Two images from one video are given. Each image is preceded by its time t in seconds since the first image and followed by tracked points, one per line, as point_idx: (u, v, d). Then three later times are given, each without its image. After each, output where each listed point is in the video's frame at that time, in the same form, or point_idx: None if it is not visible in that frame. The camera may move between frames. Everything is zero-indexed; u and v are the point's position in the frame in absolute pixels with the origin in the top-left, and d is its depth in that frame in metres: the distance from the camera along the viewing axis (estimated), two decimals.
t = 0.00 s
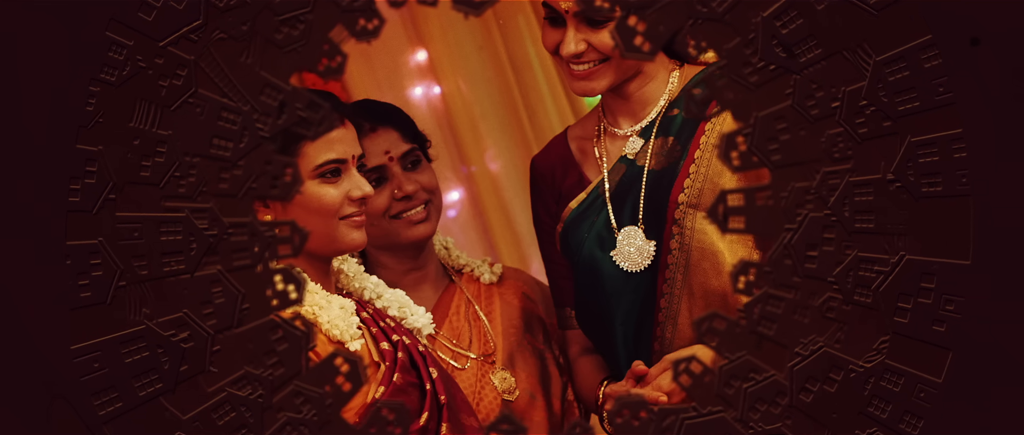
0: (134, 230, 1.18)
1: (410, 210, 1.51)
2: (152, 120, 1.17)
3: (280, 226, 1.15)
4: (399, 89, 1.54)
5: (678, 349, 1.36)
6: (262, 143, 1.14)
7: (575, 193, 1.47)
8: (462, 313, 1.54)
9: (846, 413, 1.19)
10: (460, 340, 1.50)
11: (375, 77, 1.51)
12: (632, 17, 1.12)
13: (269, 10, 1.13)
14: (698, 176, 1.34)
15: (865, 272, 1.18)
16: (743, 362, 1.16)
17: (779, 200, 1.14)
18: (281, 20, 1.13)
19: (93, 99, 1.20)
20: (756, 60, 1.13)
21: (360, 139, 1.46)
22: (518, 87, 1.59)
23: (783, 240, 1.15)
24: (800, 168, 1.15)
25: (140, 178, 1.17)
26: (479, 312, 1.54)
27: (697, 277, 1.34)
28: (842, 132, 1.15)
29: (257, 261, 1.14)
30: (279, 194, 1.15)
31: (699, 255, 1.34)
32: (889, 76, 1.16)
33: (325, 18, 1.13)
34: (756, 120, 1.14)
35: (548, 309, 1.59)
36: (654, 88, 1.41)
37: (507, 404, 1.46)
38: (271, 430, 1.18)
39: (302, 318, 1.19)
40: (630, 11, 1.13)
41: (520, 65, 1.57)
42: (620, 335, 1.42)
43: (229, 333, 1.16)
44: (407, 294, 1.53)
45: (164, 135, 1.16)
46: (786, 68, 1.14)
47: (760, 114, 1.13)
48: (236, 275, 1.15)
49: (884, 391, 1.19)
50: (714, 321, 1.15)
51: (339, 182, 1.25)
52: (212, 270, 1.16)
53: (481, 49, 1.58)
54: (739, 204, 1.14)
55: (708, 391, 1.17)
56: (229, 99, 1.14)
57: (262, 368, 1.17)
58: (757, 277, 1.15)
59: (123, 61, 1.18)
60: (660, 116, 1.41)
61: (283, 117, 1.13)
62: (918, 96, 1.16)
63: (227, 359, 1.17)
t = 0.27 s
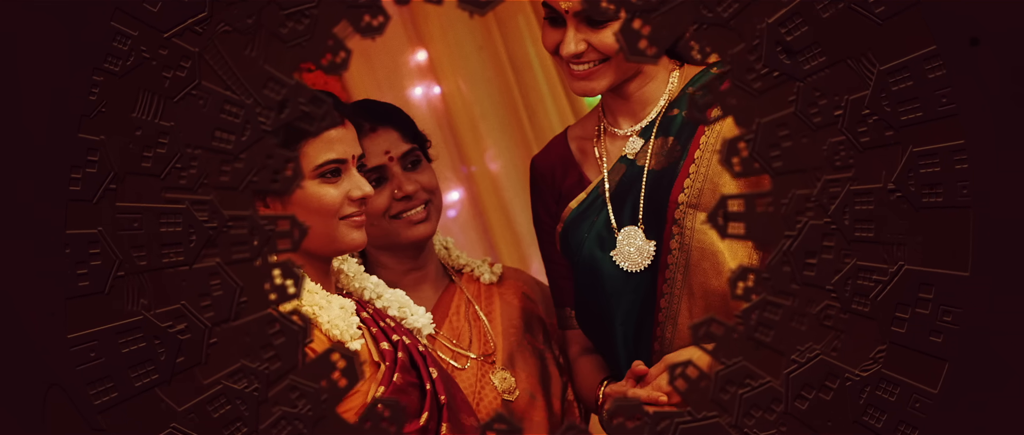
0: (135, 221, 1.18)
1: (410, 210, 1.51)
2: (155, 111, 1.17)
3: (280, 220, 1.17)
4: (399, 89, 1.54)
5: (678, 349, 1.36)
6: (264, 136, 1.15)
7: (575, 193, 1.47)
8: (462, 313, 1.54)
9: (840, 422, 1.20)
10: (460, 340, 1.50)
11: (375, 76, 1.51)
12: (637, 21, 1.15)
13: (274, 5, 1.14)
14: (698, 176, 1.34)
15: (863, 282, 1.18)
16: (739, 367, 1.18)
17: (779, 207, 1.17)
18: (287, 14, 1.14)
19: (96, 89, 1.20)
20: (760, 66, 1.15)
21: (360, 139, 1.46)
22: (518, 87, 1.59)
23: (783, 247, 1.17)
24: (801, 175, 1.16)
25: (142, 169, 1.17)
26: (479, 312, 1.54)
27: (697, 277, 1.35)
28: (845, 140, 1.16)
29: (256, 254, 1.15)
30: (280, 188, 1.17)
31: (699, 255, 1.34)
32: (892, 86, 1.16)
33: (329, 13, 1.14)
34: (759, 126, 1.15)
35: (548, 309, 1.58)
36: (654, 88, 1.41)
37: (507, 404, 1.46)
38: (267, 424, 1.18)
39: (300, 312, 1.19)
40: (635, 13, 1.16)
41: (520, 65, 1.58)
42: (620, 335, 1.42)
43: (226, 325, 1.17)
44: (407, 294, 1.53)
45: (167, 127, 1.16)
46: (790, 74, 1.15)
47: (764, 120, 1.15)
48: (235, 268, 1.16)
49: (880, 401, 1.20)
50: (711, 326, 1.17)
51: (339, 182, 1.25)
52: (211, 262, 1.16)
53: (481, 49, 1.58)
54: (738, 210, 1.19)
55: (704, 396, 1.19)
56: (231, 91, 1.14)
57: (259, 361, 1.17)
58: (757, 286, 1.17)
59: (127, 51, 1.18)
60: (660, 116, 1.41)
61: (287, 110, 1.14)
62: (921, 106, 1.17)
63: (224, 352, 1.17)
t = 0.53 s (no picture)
0: (134, 212, 1.18)
1: (410, 210, 1.51)
2: (156, 103, 1.17)
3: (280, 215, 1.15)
4: (399, 89, 1.54)
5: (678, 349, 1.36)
6: (267, 132, 1.14)
7: (575, 193, 1.47)
8: (462, 313, 1.54)
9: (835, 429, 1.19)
10: (460, 340, 1.50)
11: (375, 76, 1.51)
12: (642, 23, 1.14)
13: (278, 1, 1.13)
14: (698, 176, 1.34)
15: (861, 289, 1.18)
16: (736, 372, 1.16)
17: (779, 213, 1.14)
18: (292, 9, 1.13)
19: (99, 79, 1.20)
20: (764, 72, 1.14)
21: (360, 139, 1.46)
22: (518, 87, 1.59)
23: (782, 252, 1.15)
24: (802, 181, 1.15)
25: (142, 161, 1.17)
26: (479, 312, 1.54)
27: (697, 277, 1.35)
28: (846, 147, 1.16)
29: (255, 249, 1.14)
30: (281, 184, 1.15)
31: (699, 255, 1.34)
32: (895, 94, 1.17)
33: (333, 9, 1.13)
34: (761, 131, 1.13)
35: (548, 309, 1.58)
36: (654, 88, 1.41)
37: (507, 404, 1.46)
38: (263, 419, 1.17)
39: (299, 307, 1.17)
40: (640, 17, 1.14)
41: (520, 64, 1.58)
42: (620, 335, 1.42)
43: (223, 319, 1.16)
44: (407, 294, 1.53)
45: (168, 119, 1.16)
46: (793, 81, 1.14)
47: (765, 126, 1.13)
48: (234, 262, 1.15)
49: (875, 408, 1.20)
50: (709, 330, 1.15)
51: (339, 182, 1.25)
52: (210, 256, 1.15)
53: (481, 49, 1.58)
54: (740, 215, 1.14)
55: (700, 400, 1.18)
56: (234, 86, 1.14)
57: (256, 356, 1.16)
58: (755, 290, 1.15)
59: (131, 43, 1.18)
60: (660, 116, 1.41)
61: (290, 104, 1.13)
62: (923, 115, 1.17)
63: (220, 346, 1.17)
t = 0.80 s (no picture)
0: (134, 203, 1.20)
1: (410, 210, 1.51)
2: (159, 94, 1.18)
3: (280, 209, 1.16)
4: (399, 89, 1.54)
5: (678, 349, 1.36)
6: (268, 126, 1.14)
7: (575, 193, 1.47)
8: (462, 313, 1.54)
9: None
10: (460, 340, 1.51)
11: (375, 76, 1.52)
12: (647, 27, 1.13)
13: None
14: (698, 177, 1.34)
15: (860, 298, 1.18)
16: (732, 377, 1.15)
17: (779, 219, 1.14)
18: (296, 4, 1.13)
19: (103, 69, 1.22)
20: (767, 78, 1.13)
21: (360, 139, 1.46)
22: (518, 87, 1.59)
23: (782, 258, 1.14)
24: (803, 188, 1.15)
25: (144, 151, 1.19)
26: (479, 312, 1.54)
27: (696, 277, 1.35)
28: (848, 156, 1.16)
29: (254, 242, 1.14)
30: (282, 178, 1.15)
31: (699, 255, 1.34)
32: (898, 103, 1.17)
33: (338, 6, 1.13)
34: (762, 138, 1.13)
35: (548, 309, 1.59)
36: (654, 88, 1.42)
37: (507, 404, 1.46)
38: (257, 412, 1.17)
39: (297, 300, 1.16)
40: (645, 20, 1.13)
41: (520, 64, 1.58)
42: (620, 335, 1.42)
43: (221, 312, 1.16)
44: (407, 294, 1.53)
45: (170, 110, 1.17)
46: (796, 88, 1.14)
47: (767, 132, 1.13)
48: (232, 255, 1.15)
49: (870, 417, 1.20)
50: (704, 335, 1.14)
51: (339, 182, 1.25)
52: (209, 248, 1.16)
53: (481, 49, 1.58)
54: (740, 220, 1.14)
55: (695, 405, 1.17)
56: (237, 79, 1.14)
57: (253, 350, 1.16)
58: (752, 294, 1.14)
59: (137, 33, 1.20)
60: (660, 116, 1.41)
61: (292, 99, 1.13)
62: (925, 125, 1.18)
63: (217, 338, 1.17)
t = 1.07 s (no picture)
0: (135, 193, 1.19)
1: (410, 210, 1.51)
2: (162, 85, 1.18)
3: (280, 204, 1.14)
4: (399, 89, 1.55)
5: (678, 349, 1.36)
6: (270, 120, 1.13)
7: (575, 193, 1.47)
8: (462, 313, 1.54)
9: None
10: (460, 340, 1.51)
11: (375, 77, 1.52)
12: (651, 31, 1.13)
13: None
14: (698, 177, 1.34)
15: (858, 307, 1.18)
16: (727, 383, 1.16)
17: (779, 226, 1.15)
18: None
19: (108, 59, 1.22)
20: (771, 84, 1.13)
21: (360, 139, 1.46)
22: (518, 87, 1.59)
23: (781, 267, 1.15)
24: (803, 196, 1.15)
25: (147, 142, 1.19)
26: (479, 312, 1.54)
27: (696, 277, 1.35)
28: (849, 165, 1.16)
29: (253, 236, 1.14)
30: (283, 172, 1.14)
31: (699, 255, 1.34)
32: (900, 113, 1.17)
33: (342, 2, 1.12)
34: (765, 145, 1.13)
35: (548, 309, 1.59)
36: (654, 88, 1.41)
37: (507, 404, 1.46)
38: (253, 406, 1.17)
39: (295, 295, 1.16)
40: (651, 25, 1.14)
41: (520, 64, 1.58)
42: (620, 335, 1.42)
43: (219, 304, 1.16)
44: (407, 294, 1.53)
45: (173, 102, 1.17)
46: (799, 95, 1.14)
47: (769, 138, 1.13)
48: (231, 247, 1.15)
49: (866, 427, 1.19)
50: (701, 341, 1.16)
51: (339, 182, 1.25)
52: (207, 240, 1.15)
53: (482, 49, 1.58)
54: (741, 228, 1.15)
55: (690, 409, 1.18)
56: (240, 72, 1.14)
57: (250, 343, 1.16)
58: (751, 304, 1.15)
59: (142, 24, 1.20)
60: (660, 116, 1.41)
61: (294, 95, 1.12)
62: (927, 136, 1.18)
63: (215, 331, 1.17)
